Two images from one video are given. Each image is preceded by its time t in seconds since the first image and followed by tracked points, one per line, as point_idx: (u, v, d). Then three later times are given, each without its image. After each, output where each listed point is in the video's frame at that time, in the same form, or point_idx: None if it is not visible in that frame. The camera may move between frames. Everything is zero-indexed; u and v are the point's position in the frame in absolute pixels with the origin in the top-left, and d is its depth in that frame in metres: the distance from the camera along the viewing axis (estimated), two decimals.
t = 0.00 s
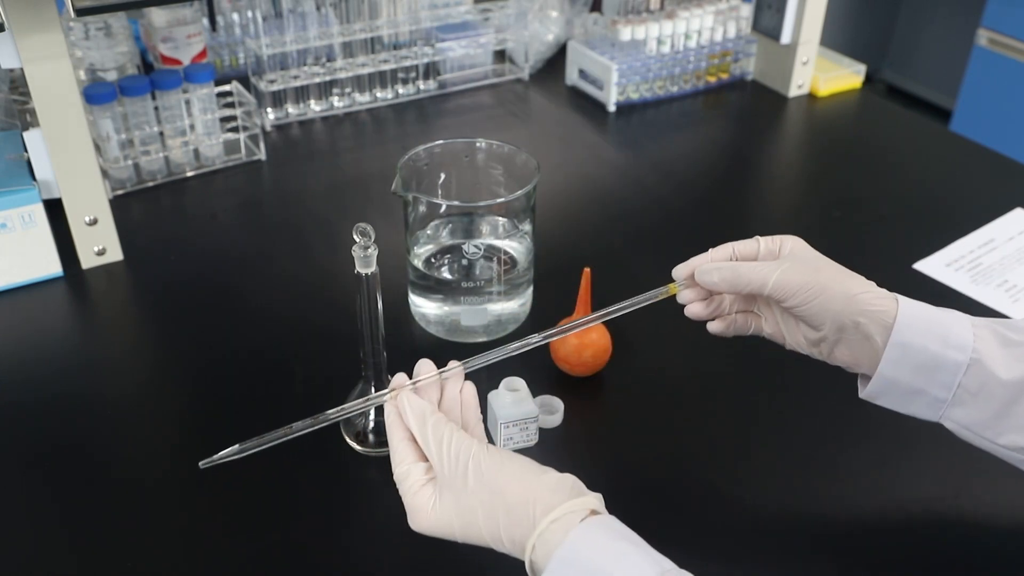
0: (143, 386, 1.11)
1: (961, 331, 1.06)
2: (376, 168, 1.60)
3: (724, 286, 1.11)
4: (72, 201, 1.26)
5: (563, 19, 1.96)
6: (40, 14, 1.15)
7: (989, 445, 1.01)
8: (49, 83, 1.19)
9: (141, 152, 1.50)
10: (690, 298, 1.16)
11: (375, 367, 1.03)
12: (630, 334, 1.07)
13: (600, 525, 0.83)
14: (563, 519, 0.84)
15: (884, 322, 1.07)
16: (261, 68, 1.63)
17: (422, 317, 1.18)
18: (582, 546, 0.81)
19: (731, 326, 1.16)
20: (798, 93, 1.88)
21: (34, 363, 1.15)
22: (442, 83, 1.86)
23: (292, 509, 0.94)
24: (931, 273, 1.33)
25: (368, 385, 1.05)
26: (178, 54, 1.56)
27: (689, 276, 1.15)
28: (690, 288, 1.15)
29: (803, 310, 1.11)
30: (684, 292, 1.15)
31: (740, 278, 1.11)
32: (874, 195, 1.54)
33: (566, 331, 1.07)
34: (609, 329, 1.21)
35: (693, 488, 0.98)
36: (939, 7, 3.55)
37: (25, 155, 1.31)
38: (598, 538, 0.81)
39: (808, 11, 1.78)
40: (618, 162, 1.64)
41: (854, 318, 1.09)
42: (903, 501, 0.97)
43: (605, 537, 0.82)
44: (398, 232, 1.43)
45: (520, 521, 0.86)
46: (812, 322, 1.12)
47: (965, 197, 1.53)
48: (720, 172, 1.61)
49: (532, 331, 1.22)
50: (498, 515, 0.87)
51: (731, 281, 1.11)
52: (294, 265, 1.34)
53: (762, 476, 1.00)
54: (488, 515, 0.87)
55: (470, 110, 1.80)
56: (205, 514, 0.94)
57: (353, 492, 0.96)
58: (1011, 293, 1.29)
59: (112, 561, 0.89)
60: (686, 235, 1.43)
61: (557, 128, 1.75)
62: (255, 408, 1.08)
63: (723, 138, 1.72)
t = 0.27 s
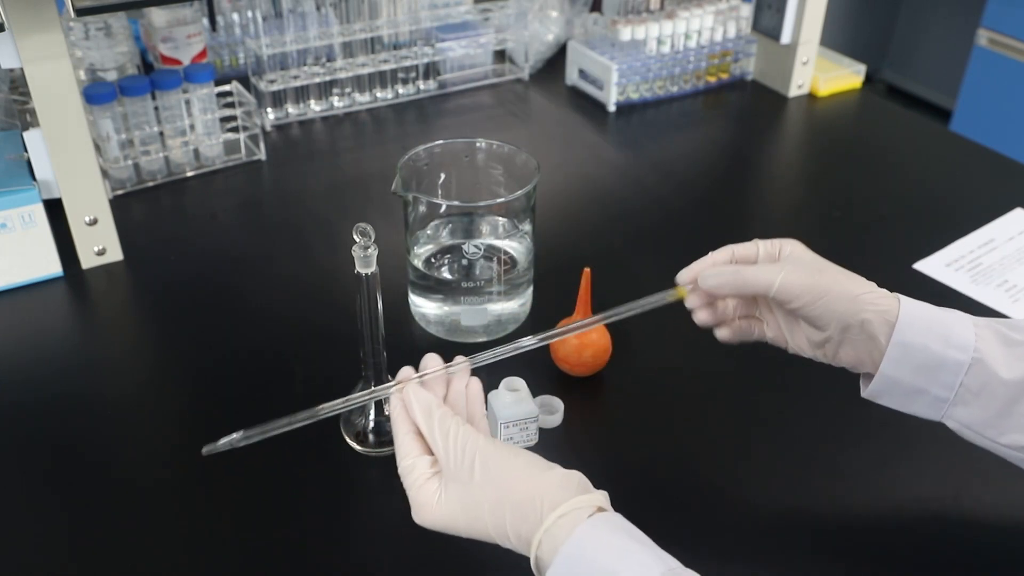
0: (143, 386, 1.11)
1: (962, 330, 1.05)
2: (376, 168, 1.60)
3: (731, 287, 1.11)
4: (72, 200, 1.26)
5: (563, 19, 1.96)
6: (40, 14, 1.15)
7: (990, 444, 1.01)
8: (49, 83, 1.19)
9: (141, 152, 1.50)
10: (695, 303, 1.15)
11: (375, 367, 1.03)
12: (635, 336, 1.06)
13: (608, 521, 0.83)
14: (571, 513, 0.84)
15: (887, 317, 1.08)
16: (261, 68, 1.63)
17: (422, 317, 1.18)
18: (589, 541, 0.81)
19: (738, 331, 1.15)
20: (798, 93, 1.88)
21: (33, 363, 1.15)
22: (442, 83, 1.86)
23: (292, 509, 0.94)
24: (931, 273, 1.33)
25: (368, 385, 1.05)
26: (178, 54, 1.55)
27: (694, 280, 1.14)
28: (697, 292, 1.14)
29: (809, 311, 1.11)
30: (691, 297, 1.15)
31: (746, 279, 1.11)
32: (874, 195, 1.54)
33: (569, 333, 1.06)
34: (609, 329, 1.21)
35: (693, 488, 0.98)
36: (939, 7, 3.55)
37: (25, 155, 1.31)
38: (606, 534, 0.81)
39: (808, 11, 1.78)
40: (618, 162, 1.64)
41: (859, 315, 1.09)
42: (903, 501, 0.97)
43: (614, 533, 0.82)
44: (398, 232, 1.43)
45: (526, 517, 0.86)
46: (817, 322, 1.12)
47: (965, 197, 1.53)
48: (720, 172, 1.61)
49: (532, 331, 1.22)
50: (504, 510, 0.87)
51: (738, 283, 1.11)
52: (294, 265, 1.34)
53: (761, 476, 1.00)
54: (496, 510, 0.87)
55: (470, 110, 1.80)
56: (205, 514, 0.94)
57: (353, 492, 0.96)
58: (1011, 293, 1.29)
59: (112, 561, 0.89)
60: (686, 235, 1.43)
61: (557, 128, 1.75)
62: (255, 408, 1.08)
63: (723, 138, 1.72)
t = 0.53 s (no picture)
0: (143, 386, 1.11)
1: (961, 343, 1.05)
2: (376, 168, 1.60)
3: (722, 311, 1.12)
4: (72, 200, 1.26)
5: (563, 19, 1.96)
6: (39, 13, 1.15)
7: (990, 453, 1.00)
8: (49, 83, 1.19)
9: (141, 152, 1.50)
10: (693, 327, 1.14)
11: (375, 368, 1.01)
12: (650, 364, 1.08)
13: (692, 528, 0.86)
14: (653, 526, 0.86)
15: (883, 329, 1.07)
16: (261, 68, 1.63)
17: (422, 317, 1.18)
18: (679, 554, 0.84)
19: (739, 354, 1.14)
20: (798, 93, 1.88)
21: (34, 363, 1.15)
22: (441, 83, 1.86)
23: (292, 509, 0.95)
24: (931, 273, 1.33)
25: (368, 385, 1.02)
26: (178, 54, 1.55)
27: (688, 307, 1.16)
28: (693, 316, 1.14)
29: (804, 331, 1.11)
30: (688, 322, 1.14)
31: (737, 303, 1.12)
32: (874, 195, 1.54)
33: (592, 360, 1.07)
34: (609, 329, 1.21)
35: (693, 488, 0.98)
36: (939, 7, 3.55)
37: (25, 155, 1.31)
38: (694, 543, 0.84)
39: (808, 11, 1.78)
40: (618, 162, 1.64)
41: (853, 331, 1.08)
42: (902, 501, 0.97)
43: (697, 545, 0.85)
44: (398, 232, 1.43)
45: (599, 529, 0.88)
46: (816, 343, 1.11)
47: (965, 197, 1.53)
48: (721, 172, 1.61)
49: (531, 331, 1.22)
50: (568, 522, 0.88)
51: (728, 306, 1.12)
52: (294, 266, 1.34)
53: (761, 476, 1.00)
54: (557, 522, 0.88)
55: (470, 110, 1.80)
56: (205, 514, 0.94)
57: (353, 493, 0.96)
58: (1011, 293, 1.29)
59: (112, 561, 0.89)
60: (687, 235, 1.43)
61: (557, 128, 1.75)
62: (255, 408, 1.08)
63: (723, 138, 1.72)
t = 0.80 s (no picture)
0: (143, 386, 1.11)
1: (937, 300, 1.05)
2: (376, 168, 1.60)
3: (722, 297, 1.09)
4: (72, 200, 1.26)
5: (563, 19, 1.96)
6: (39, 14, 1.15)
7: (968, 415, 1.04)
8: (49, 83, 1.19)
9: (141, 152, 1.50)
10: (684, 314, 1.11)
11: (375, 368, 1.00)
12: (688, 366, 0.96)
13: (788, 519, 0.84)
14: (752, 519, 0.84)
15: (879, 293, 1.07)
16: (261, 68, 1.63)
17: (422, 317, 1.18)
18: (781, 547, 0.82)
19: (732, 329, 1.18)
20: (798, 93, 1.88)
21: (34, 363, 1.15)
22: (441, 83, 1.86)
23: (292, 509, 0.95)
24: (931, 273, 1.33)
25: (368, 385, 1.01)
26: (178, 54, 1.55)
27: (682, 298, 1.10)
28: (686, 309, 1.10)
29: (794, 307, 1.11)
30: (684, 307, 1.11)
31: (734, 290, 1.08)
32: (874, 195, 1.54)
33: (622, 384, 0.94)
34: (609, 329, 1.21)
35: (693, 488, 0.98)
36: (939, 7, 3.55)
37: (25, 155, 1.31)
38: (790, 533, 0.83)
39: (808, 11, 1.78)
40: (618, 162, 1.64)
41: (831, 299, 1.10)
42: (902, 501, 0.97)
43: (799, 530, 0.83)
44: (399, 231, 1.43)
45: (689, 530, 0.85)
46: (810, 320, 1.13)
47: (965, 197, 1.53)
48: (721, 172, 1.61)
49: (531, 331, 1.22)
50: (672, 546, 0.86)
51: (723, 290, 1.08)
52: (294, 266, 1.34)
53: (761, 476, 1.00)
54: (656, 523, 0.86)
55: (470, 110, 1.81)
56: (205, 514, 0.94)
57: (353, 493, 0.96)
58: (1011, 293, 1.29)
59: (113, 561, 0.89)
60: (686, 235, 1.43)
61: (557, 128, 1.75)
62: (255, 408, 1.08)
63: (723, 138, 1.72)
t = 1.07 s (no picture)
0: (143, 386, 1.11)
1: (870, 233, 1.04)
2: (376, 168, 1.60)
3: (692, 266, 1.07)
4: (72, 200, 1.26)
5: (563, 19, 1.96)
6: (39, 14, 1.15)
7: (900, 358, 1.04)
8: (49, 84, 1.19)
9: (141, 152, 1.50)
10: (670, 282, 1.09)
11: (375, 368, 1.01)
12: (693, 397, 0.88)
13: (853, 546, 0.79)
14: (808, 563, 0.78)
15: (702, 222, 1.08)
16: (261, 68, 1.63)
17: (422, 317, 1.18)
18: None
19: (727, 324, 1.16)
20: (798, 93, 1.88)
21: (33, 363, 1.15)
22: (442, 83, 1.86)
23: (292, 509, 0.94)
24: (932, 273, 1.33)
25: (368, 385, 1.01)
26: (178, 54, 1.56)
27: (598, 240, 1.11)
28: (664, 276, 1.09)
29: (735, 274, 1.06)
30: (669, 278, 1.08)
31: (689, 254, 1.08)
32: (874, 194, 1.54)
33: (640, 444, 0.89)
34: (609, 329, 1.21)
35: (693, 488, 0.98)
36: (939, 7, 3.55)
37: (25, 155, 1.31)
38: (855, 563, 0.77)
39: (808, 11, 1.78)
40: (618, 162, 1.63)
41: (768, 250, 1.05)
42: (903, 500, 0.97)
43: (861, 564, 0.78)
44: (399, 231, 1.42)
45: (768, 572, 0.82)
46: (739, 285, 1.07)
47: (966, 196, 1.53)
48: (720, 172, 1.61)
49: (531, 331, 1.22)
50: None
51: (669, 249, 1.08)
52: (293, 265, 1.34)
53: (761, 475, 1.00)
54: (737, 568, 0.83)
55: (470, 110, 1.81)
56: (205, 514, 0.94)
57: (352, 493, 0.96)
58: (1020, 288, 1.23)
59: (113, 561, 0.89)
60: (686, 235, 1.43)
61: (557, 128, 1.75)
62: (255, 408, 1.08)
63: (723, 138, 1.72)
